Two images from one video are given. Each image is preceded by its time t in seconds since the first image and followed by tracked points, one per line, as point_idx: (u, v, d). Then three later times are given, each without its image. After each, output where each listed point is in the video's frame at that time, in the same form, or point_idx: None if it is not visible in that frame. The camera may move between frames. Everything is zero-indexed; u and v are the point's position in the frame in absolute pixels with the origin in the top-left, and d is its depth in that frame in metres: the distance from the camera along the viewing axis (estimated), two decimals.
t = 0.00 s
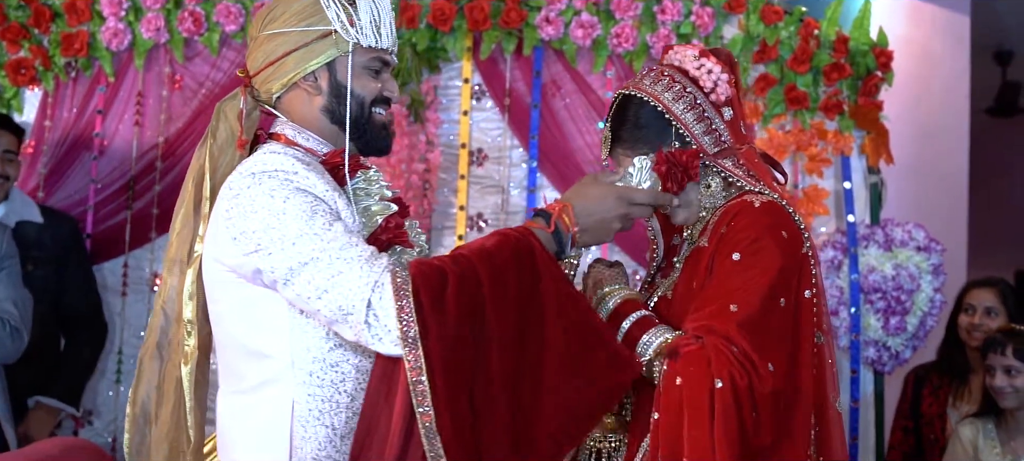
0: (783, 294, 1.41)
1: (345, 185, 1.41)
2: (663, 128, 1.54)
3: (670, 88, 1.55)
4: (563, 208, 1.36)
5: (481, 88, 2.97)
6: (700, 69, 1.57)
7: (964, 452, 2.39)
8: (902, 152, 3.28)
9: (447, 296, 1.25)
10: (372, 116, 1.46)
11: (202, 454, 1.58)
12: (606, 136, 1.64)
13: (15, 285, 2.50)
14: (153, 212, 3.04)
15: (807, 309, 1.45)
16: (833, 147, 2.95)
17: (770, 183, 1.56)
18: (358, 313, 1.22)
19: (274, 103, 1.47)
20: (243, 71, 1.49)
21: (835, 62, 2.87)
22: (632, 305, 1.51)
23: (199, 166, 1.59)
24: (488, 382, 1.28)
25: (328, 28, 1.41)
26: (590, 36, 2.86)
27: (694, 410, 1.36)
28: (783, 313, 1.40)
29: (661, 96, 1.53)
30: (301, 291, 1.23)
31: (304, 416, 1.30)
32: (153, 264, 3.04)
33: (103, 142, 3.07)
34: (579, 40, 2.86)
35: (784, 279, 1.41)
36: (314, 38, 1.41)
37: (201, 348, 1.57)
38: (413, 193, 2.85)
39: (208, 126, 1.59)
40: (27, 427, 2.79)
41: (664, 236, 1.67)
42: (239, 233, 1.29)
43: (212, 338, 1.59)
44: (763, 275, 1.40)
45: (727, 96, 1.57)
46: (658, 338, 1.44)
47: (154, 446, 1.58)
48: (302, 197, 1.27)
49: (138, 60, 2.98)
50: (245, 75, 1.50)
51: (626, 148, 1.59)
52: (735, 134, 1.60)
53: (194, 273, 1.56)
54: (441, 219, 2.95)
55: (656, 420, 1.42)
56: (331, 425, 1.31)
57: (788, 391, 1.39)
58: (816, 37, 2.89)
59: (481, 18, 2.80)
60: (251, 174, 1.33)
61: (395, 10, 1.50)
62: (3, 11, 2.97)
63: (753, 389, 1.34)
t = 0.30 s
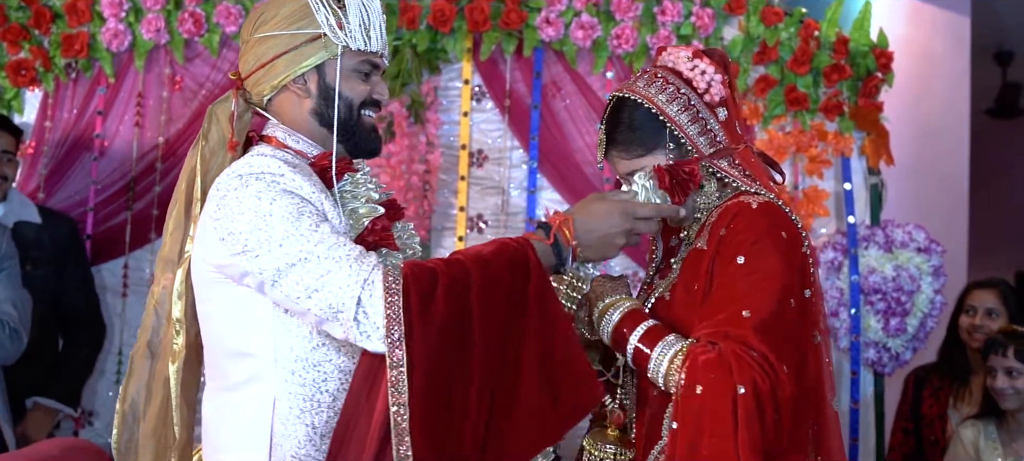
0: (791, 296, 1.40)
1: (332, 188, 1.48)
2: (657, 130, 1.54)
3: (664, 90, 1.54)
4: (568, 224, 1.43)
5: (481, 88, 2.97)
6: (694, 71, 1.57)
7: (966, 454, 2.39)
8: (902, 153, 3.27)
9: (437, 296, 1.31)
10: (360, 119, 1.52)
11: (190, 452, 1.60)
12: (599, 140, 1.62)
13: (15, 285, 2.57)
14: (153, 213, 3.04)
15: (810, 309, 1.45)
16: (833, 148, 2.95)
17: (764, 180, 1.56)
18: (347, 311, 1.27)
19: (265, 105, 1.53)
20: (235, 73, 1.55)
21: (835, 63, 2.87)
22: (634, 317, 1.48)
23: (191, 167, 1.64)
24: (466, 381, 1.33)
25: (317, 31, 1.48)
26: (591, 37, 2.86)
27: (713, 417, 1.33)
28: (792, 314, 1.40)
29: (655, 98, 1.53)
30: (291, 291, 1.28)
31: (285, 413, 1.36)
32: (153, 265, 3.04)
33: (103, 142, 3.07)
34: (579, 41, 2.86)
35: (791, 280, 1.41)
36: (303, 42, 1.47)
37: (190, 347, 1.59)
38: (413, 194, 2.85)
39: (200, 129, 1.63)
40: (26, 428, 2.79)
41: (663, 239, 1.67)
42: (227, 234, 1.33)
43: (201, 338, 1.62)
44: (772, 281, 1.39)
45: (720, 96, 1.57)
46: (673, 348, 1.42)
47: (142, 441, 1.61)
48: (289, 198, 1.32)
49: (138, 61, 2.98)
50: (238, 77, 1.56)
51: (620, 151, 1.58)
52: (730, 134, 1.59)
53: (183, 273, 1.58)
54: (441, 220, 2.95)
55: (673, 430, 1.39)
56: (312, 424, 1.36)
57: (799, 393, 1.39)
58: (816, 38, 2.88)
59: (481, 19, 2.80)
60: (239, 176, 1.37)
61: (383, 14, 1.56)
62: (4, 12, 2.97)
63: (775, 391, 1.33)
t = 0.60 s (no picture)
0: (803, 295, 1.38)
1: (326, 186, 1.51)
2: (657, 133, 1.53)
3: (663, 93, 1.55)
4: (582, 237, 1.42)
5: (484, 89, 2.97)
6: (693, 74, 1.57)
7: (969, 456, 2.38)
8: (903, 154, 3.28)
9: (435, 293, 1.34)
10: (354, 121, 1.56)
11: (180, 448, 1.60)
12: (598, 143, 1.62)
13: (17, 284, 2.64)
14: (157, 214, 3.05)
15: (816, 306, 1.44)
16: (836, 149, 2.95)
17: (768, 182, 1.54)
18: (346, 300, 1.31)
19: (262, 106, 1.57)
20: (233, 75, 1.60)
21: (839, 65, 2.87)
22: (648, 327, 1.42)
23: (187, 168, 1.68)
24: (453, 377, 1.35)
25: (312, 34, 1.52)
26: (594, 39, 2.86)
27: (751, 424, 1.30)
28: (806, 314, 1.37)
29: (654, 102, 1.53)
30: (287, 283, 1.32)
31: (272, 406, 1.37)
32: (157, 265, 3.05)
33: (107, 143, 3.08)
34: (581, 42, 2.86)
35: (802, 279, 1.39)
36: (299, 44, 1.51)
37: (182, 345, 1.60)
38: (416, 195, 2.85)
39: (198, 130, 1.68)
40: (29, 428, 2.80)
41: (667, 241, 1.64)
42: (221, 230, 1.37)
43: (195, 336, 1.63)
44: (784, 282, 1.35)
45: (720, 98, 1.57)
46: (696, 357, 1.36)
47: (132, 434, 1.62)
48: (282, 194, 1.35)
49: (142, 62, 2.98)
50: (235, 79, 1.60)
51: (620, 155, 1.57)
52: (734, 136, 1.58)
53: (178, 270, 1.60)
54: (444, 221, 2.96)
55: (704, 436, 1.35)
56: (297, 417, 1.38)
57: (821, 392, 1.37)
58: (820, 39, 2.88)
59: (485, 21, 2.79)
60: (233, 173, 1.40)
61: (377, 17, 1.60)
62: (8, 13, 2.97)
63: (806, 393, 1.32)
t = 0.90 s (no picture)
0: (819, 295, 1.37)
1: (325, 188, 1.52)
2: (662, 134, 1.54)
3: (667, 95, 1.55)
4: (584, 249, 1.46)
5: (489, 92, 2.98)
6: (696, 75, 1.58)
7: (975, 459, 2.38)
8: (908, 156, 3.27)
9: (436, 296, 1.36)
10: (354, 123, 1.57)
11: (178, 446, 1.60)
12: (602, 145, 1.63)
13: (21, 287, 2.66)
14: (162, 216, 3.05)
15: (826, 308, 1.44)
16: (841, 153, 2.95)
17: (772, 183, 1.54)
18: (346, 300, 1.32)
19: (264, 108, 1.58)
20: (234, 77, 1.61)
21: (843, 68, 2.87)
22: (670, 334, 1.37)
23: (189, 170, 1.71)
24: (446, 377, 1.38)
25: (312, 37, 1.53)
26: (598, 42, 2.86)
27: (796, 426, 1.27)
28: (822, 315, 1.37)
29: (658, 104, 1.54)
30: (286, 283, 1.33)
31: (269, 405, 1.38)
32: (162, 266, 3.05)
33: (113, 145, 3.08)
34: (586, 45, 2.86)
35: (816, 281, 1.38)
36: (298, 47, 1.52)
37: (180, 345, 1.61)
38: (421, 199, 2.84)
39: (200, 132, 1.70)
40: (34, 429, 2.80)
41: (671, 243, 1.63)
42: (221, 231, 1.38)
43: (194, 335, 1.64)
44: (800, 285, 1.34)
45: (724, 100, 1.57)
46: (727, 363, 1.32)
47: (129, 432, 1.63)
48: (280, 196, 1.37)
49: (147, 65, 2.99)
50: (236, 81, 1.62)
51: (625, 156, 1.57)
52: (735, 139, 1.58)
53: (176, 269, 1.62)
54: (448, 223, 2.95)
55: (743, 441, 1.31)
56: (294, 417, 1.38)
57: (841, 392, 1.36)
58: (824, 42, 2.88)
59: (490, 24, 2.79)
60: (233, 175, 1.42)
61: (379, 21, 1.61)
62: (15, 15, 2.98)
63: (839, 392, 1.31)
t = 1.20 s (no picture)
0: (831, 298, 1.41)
1: (330, 194, 1.54)
2: (667, 141, 1.54)
3: (672, 102, 1.55)
4: (581, 265, 1.47)
5: (496, 96, 2.99)
6: (701, 81, 1.58)
7: None
8: (915, 159, 3.27)
9: (438, 311, 1.36)
10: (358, 127, 1.58)
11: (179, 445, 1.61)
12: (609, 150, 1.63)
13: (28, 289, 2.70)
14: (169, 219, 3.06)
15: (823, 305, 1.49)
16: (848, 157, 2.95)
17: (778, 187, 1.56)
18: (349, 311, 1.33)
19: (269, 111, 1.59)
20: (239, 80, 1.62)
21: (850, 72, 2.86)
22: (693, 338, 1.36)
23: (194, 174, 1.72)
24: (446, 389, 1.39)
25: (317, 41, 1.53)
26: (605, 46, 2.87)
27: (827, 426, 1.30)
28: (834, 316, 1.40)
29: (664, 111, 1.54)
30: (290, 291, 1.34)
31: (275, 411, 1.39)
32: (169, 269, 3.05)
33: (121, 149, 3.09)
34: (593, 49, 2.87)
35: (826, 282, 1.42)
36: (303, 51, 1.53)
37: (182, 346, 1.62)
38: (428, 202, 2.85)
39: (206, 136, 1.72)
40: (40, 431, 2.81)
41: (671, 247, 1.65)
42: (226, 238, 1.39)
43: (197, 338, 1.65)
44: (817, 288, 1.37)
45: (729, 105, 1.58)
46: (754, 365, 1.33)
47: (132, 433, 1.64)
48: (285, 204, 1.37)
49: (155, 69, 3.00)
50: (241, 84, 1.63)
51: (631, 163, 1.57)
52: (740, 143, 1.59)
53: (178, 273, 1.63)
54: (455, 227, 2.97)
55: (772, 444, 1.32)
56: (300, 423, 1.39)
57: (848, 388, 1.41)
58: (831, 46, 2.88)
59: (497, 27, 2.80)
60: (239, 181, 1.43)
61: (382, 24, 1.62)
62: (24, 19, 2.99)
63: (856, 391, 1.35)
